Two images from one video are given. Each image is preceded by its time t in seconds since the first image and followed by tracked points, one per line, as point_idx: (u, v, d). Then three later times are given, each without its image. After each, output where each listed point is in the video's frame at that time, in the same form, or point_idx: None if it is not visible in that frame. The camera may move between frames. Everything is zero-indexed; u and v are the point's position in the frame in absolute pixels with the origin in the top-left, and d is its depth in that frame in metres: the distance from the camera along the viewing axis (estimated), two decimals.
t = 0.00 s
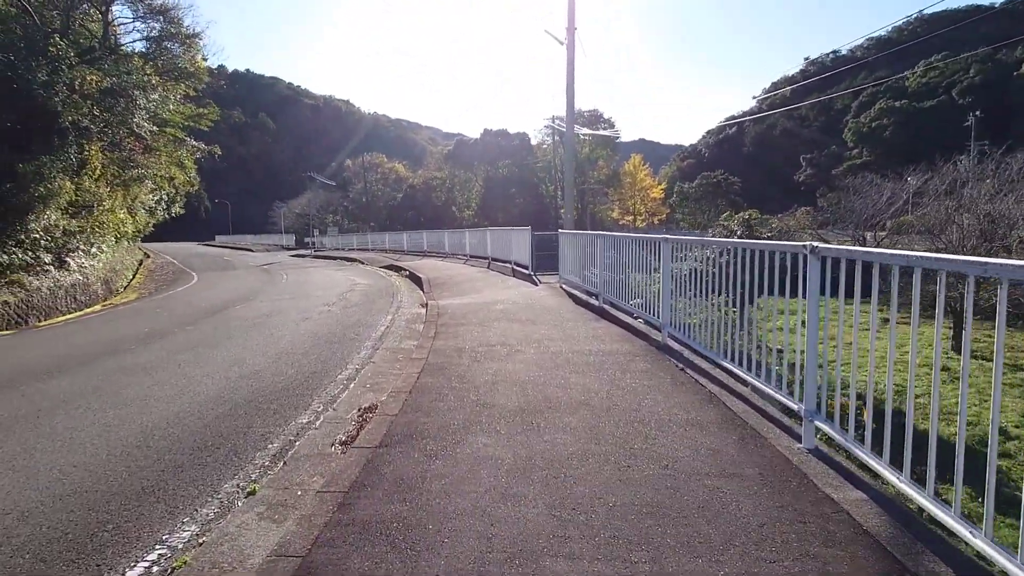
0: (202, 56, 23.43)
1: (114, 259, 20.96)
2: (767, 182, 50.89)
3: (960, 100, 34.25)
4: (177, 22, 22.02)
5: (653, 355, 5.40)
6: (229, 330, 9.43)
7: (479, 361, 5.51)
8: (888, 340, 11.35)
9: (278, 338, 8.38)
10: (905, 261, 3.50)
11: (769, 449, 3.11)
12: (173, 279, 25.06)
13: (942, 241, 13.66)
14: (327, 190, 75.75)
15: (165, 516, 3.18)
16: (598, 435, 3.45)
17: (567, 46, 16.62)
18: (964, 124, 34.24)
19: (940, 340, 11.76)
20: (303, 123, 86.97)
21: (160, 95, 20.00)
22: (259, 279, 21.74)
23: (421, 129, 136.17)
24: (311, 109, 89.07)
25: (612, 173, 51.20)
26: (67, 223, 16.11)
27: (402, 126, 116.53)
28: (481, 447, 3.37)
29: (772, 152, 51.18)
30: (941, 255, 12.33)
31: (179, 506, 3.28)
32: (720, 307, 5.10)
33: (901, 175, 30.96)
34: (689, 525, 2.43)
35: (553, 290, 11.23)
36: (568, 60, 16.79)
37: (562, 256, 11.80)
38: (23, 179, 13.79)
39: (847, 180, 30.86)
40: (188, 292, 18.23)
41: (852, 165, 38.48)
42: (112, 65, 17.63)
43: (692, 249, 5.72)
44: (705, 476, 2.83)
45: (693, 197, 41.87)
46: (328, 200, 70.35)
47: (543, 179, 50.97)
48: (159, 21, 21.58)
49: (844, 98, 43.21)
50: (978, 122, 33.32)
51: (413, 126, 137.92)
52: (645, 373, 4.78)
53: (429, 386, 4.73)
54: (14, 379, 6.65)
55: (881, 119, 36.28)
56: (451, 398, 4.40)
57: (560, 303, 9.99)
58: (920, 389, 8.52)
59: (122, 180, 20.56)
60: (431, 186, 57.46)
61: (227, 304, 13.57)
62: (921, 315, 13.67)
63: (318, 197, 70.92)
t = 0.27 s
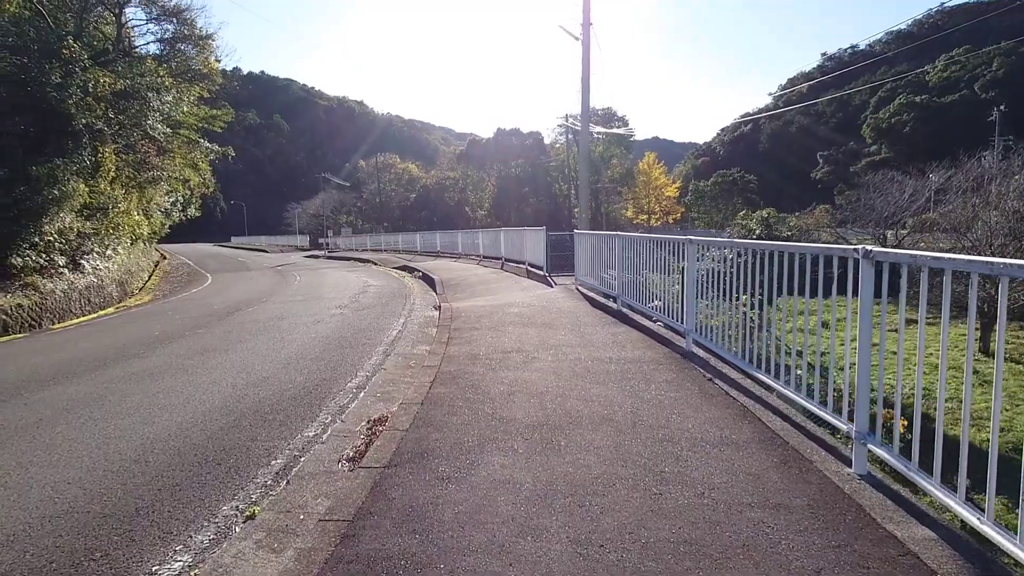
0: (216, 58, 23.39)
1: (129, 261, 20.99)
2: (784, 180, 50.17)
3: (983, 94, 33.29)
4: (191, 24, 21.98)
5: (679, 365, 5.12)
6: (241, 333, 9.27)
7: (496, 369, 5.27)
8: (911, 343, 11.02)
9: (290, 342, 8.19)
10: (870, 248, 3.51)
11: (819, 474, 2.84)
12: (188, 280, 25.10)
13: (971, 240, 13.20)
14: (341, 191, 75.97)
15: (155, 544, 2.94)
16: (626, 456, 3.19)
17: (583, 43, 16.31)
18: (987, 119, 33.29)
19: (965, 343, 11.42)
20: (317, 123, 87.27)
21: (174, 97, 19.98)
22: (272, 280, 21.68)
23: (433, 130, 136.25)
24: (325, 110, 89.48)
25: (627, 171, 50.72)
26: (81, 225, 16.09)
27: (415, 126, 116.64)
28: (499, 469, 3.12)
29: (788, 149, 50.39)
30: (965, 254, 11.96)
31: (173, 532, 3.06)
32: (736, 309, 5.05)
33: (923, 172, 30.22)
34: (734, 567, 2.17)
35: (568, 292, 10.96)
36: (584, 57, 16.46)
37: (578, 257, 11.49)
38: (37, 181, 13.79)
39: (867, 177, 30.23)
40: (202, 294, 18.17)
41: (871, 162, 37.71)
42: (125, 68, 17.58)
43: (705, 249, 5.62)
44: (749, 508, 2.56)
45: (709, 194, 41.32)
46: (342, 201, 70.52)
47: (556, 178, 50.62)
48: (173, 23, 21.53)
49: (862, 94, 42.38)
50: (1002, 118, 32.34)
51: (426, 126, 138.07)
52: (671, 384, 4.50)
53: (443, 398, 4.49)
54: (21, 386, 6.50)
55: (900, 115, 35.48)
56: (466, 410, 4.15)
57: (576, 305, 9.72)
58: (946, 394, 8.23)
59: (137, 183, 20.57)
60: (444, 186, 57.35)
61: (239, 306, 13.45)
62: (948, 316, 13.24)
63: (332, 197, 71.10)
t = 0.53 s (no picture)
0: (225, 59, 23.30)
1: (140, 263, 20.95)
2: (798, 178, 49.47)
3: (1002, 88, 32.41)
4: (199, 26, 21.90)
5: (698, 371, 4.81)
6: (245, 336, 9.08)
7: (505, 375, 4.99)
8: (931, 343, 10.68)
9: (294, 346, 7.97)
10: (922, 246, 2.73)
11: (863, 501, 2.54)
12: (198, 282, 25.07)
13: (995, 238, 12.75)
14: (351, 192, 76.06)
15: (131, 572, 2.69)
16: (646, 476, 2.90)
17: (593, 38, 15.97)
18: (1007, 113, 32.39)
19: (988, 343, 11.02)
20: (328, 125, 87.49)
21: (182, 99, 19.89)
22: (282, 281, 21.56)
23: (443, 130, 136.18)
24: (336, 112, 89.70)
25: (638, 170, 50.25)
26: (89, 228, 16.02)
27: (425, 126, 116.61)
28: (505, 490, 2.85)
29: (802, 147, 49.66)
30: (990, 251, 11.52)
31: (151, 559, 2.80)
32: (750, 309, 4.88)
33: (941, 168, 29.55)
34: None
35: (579, 292, 10.67)
36: (594, 52, 16.13)
37: (589, 257, 11.14)
38: (44, 184, 13.75)
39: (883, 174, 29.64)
40: (210, 296, 18.05)
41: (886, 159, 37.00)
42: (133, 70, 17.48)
43: (713, 249, 5.46)
44: (790, 543, 2.26)
45: (722, 193, 40.78)
46: (353, 202, 70.57)
47: (567, 178, 50.24)
48: (182, 25, 21.45)
49: (876, 90, 41.63)
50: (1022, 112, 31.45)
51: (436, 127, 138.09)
52: (692, 393, 4.19)
53: (448, 408, 4.22)
54: (17, 392, 6.31)
55: (916, 111, 34.74)
56: (472, 421, 3.88)
57: (587, 306, 9.43)
58: (970, 396, 7.90)
59: (147, 185, 20.51)
60: (454, 186, 57.14)
61: (247, 308, 13.26)
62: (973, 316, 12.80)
63: (343, 198, 71.17)
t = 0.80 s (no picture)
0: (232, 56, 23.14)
1: (146, 263, 20.80)
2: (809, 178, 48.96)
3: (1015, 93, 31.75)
4: (206, 23, 21.73)
5: (723, 386, 4.52)
6: (247, 340, 8.85)
7: (515, 388, 4.73)
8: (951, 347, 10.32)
9: (297, 352, 7.72)
10: (995, 261, 2.31)
11: (927, 548, 2.27)
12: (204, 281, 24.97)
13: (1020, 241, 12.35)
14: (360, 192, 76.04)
15: None
16: (675, 512, 2.62)
17: (605, 35, 15.63)
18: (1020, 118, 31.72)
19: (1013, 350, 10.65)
20: (336, 124, 87.49)
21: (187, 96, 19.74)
22: (288, 281, 21.39)
23: (451, 130, 136.33)
24: (346, 111, 89.76)
25: (647, 170, 49.87)
26: (92, 226, 15.90)
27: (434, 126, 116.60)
28: (517, 527, 2.57)
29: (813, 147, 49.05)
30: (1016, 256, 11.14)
31: None
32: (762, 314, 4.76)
33: (956, 169, 28.97)
34: None
35: (590, 296, 10.38)
36: (606, 50, 15.82)
37: (601, 259, 10.78)
38: (46, 182, 13.60)
39: (897, 175, 29.19)
40: (216, 296, 17.90)
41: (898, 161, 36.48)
42: (140, 67, 17.30)
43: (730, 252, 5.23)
44: None
45: (733, 193, 40.39)
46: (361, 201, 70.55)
47: (576, 178, 49.97)
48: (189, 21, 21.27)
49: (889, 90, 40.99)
50: None
51: (445, 127, 137.99)
52: (720, 411, 3.90)
53: (456, 426, 3.93)
54: (10, 399, 6.10)
55: (928, 114, 34.25)
56: (481, 442, 3.61)
57: (599, 309, 9.15)
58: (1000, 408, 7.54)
59: (154, 183, 20.38)
60: (463, 186, 57.01)
61: (252, 310, 13.08)
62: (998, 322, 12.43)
63: (351, 198, 71.15)
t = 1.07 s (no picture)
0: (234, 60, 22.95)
1: (147, 267, 20.61)
2: (814, 181, 48.63)
3: None
4: (209, 26, 21.52)
5: (746, 396, 4.24)
6: (244, 347, 8.57)
7: (522, 401, 4.44)
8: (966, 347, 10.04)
9: (296, 360, 7.45)
10: None
11: None
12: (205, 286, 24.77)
13: None
14: (363, 195, 75.95)
15: None
16: (709, 549, 2.33)
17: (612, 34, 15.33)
18: None
19: None
20: (340, 128, 87.45)
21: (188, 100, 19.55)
22: (290, 286, 21.16)
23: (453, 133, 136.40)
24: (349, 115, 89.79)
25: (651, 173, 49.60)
26: (90, 231, 15.67)
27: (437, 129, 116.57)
28: (530, 566, 2.28)
29: (818, 150, 48.65)
30: None
31: None
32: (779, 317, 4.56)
33: (965, 172, 28.56)
34: None
35: (597, 301, 10.09)
36: (612, 50, 15.55)
37: (608, 262, 10.48)
38: (42, 186, 13.37)
39: (905, 177, 28.85)
40: (216, 300, 17.68)
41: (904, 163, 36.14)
42: (141, 70, 17.10)
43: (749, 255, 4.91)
44: None
45: (738, 195, 40.08)
46: (364, 205, 70.45)
47: (580, 181, 49.73)
48: (191, 25, 21.04)
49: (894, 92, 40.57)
50: None
51: (448, 130, 138.02)
52: (746, 427, 3.60)
53: (461, 443, 3.64)
54: None
55: (936, 114, 33.80)
56: (488, 463, 3.32)
57: (607, 314, 8.87)
58: None
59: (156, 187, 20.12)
60: (466, 190, 56.80)
61: (251, 315, 12.82)
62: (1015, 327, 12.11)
63: (354, 202, 71.05)
